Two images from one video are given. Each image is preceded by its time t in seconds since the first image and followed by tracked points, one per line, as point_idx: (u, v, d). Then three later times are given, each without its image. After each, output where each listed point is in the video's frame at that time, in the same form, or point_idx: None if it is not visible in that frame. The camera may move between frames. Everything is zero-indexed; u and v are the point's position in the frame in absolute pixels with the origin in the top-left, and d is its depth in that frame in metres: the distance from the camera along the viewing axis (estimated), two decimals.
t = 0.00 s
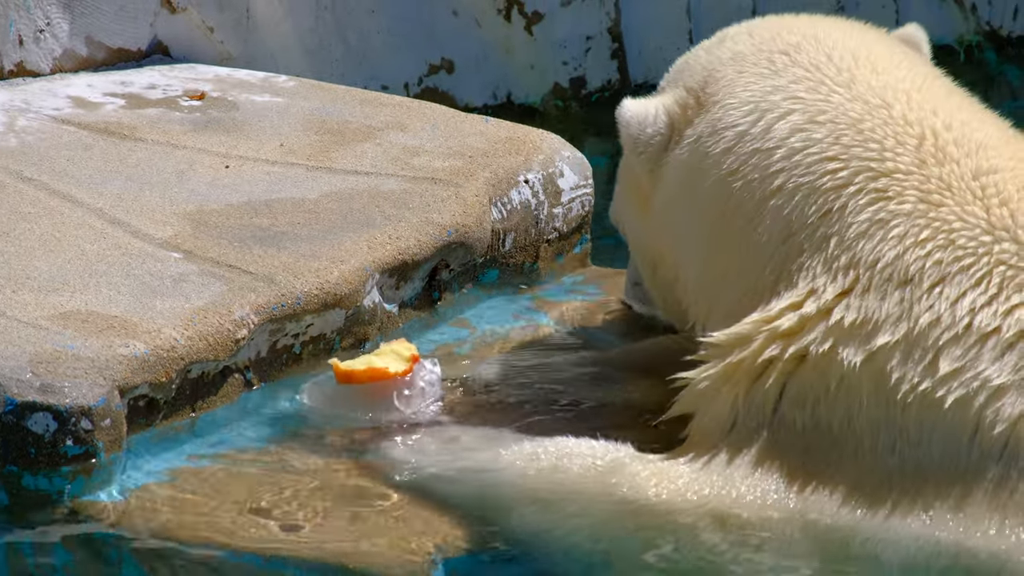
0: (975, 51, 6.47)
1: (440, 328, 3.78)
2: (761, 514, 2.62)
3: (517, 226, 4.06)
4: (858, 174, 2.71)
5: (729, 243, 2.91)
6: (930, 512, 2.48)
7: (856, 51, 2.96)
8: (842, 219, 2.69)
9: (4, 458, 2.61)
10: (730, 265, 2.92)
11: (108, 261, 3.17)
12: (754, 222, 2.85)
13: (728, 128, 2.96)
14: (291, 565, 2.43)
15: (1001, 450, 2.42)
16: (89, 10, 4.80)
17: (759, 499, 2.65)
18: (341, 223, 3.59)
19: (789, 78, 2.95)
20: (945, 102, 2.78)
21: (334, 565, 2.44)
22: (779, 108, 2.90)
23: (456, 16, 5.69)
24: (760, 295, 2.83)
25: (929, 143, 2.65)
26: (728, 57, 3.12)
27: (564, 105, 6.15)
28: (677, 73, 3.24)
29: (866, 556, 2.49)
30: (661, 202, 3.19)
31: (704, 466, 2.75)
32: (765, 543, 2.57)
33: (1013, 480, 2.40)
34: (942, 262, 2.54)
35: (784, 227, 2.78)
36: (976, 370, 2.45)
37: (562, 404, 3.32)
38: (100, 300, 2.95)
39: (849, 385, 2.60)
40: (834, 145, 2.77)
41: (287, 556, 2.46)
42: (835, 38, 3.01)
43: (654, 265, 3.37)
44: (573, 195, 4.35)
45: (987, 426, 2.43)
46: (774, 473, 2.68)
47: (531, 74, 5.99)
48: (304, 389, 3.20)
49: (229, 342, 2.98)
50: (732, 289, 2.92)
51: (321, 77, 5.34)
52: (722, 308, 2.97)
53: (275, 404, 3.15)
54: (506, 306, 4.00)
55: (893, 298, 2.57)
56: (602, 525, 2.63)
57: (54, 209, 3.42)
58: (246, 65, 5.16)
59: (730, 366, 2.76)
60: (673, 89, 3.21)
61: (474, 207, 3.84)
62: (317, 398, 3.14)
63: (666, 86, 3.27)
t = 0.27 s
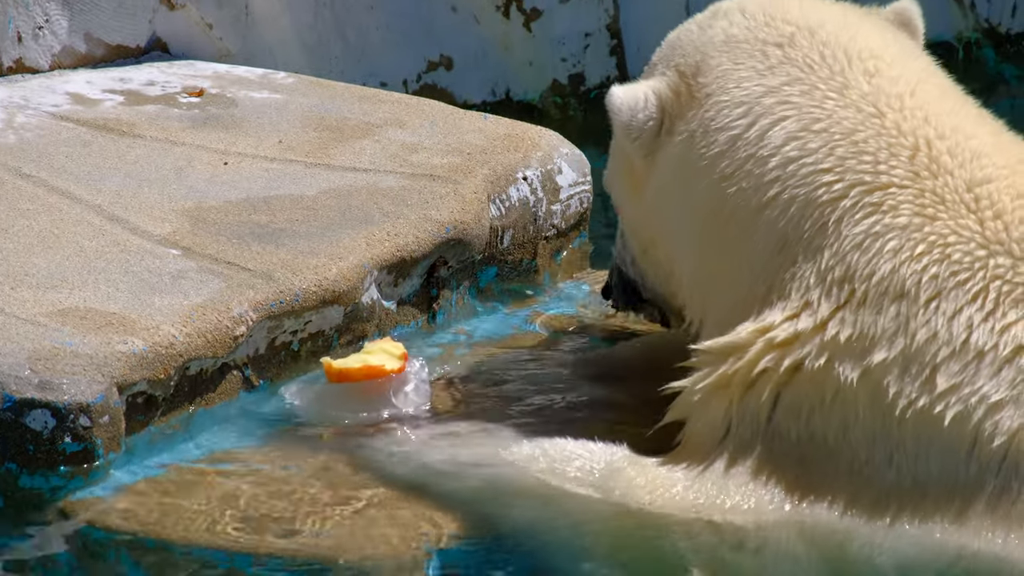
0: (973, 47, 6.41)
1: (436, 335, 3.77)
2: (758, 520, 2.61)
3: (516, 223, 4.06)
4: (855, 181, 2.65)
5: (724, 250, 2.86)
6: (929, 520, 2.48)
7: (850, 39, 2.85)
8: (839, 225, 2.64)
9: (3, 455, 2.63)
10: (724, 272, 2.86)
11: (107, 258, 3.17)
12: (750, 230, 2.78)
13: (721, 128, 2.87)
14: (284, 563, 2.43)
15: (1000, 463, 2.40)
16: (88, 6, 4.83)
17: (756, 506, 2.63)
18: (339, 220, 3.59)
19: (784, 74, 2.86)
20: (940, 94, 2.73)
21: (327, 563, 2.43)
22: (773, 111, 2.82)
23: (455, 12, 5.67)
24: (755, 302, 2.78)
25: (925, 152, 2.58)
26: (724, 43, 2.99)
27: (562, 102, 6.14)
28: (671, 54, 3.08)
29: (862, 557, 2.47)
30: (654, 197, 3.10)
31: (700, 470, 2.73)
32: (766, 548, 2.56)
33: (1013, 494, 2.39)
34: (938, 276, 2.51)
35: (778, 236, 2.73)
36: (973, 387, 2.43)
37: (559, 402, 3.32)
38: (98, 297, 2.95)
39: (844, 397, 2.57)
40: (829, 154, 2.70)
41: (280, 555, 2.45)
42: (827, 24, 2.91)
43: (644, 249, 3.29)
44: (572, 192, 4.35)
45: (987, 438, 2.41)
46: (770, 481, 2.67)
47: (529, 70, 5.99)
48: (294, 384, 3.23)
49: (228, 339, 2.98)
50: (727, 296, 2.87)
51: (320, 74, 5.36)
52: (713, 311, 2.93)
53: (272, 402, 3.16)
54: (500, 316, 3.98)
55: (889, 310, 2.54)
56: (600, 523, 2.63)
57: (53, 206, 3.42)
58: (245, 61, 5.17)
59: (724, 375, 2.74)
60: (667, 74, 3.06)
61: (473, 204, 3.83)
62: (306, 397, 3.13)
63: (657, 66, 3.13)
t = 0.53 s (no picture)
0: (973, 44, 6.40)
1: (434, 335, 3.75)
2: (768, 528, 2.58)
3: (515, 221, 4.07)
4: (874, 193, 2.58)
5: (742, 247, 2.74)
6: (947, 536, 2.46)
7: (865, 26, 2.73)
8: (857, 237, 2.58)
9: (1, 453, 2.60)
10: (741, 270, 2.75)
11: (106, 255, 3.17)
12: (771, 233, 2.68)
13: (740, 125, 2.73)
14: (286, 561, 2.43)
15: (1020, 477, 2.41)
16: (87, 3, 4.84)
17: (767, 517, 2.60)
18: (338, 217, 3.59)
19: (806, 66, 2.72)
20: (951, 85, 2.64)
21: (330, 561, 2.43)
22: (795, 109, 2.68)
23: (453, 9, 5.64)
24: (774, 305, 2.67)
25: (948, 164, 2.53)
26: (738, 18, 2.81)
27: (561, 99, 6.08)
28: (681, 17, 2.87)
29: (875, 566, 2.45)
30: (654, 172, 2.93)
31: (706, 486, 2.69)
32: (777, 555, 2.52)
33: None
34: (958, 292, 2.47)
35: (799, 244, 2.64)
36: (994, 406, 2.41)
37: (558, 401, 3.32)
38: (97, 295, 2.95)
39: (859, 415, 2.54)
40: (853, 165, 2.61)
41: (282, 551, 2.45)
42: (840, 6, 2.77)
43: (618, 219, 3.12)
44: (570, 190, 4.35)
45: (1007, 455, 2.41)
46: (781, 500, 2.63)
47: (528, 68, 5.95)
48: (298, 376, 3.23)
49: (226, 336, 2.98)
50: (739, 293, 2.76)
51: (318, 71, 5.37)
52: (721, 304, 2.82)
53: (270, 403, 3.16)
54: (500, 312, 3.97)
55: (907, 326, 2.50)
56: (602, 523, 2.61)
57: (52, 203, 3.42)
58: (244, 58, 5.18)
59: (733, 395, 2.69)
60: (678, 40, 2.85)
61: (472, 201, 3.83)
62: (310, 390, 3.12)
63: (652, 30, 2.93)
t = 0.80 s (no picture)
0: (971, 43, 6.42)
1: (429, 334, 3.75)
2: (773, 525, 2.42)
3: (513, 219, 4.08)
4: (898, 197, 2.46)
5: (763, 250, 2.58)
6: (961, 546, 2.35)
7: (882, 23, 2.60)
8: (880, 241, 2.45)
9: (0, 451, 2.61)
10: (754, 272, 2.58)
11: (104, 254, 3.17)
12: (796, 237, 2.54)
13: (766, 121, 2.59)
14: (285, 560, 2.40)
15: None
16: (85, 2, 4.84)
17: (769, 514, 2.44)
18: (336, 215, 3.59)
19: (834, 65, 2.57)
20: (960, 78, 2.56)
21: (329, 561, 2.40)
22: (831, 111, 2.55)
23: (451, 7, 5.65)
24: (795, 310, 2.50)
25: (974, 173, 2.42)
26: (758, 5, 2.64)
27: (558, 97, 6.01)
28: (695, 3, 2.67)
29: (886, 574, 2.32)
30: (665, 163, 2.75)
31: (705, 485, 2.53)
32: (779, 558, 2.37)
33: None
34: (979, 304, 2.37)
35: (822, 249, 2.51)
36: (1013, 418, 2.33)
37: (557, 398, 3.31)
38: (96, 293, 2.95)
39: (874, 425, 2.40)
40: (879, 167, 2.49)
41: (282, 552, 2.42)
42: None
43: (597, 212, 2.90)
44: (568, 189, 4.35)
45: None
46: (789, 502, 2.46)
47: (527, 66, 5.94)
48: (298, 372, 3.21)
49: (224, 334, 2.98)
50: (749, 297, 2.59)
51: (316, 69, 5.37)
52: (724, 307, 2.65)
53: (269, 401, 3.16)
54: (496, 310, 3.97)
55: (928, 336, 2.38)
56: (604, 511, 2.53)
57: (50, 201, 3.42)
58: (242, 57, 5.19)
59: (741, 401, 2.52)
60: (699, 25, 2.65)
61: (470, 199, 3.84)
62: (310, 383, 3.04)
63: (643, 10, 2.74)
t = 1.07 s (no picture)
0: (969, 42, 6.42)
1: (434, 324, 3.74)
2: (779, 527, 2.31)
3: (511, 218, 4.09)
4: (908, 208, 2.41)
5: (772, 272, 2.50)
6: (974, 549, 2.28)
7: (847, 42, 2.54)
8: (889, 255, 2.41)
9: None
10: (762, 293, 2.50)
11: (103, 252, 3.18)
12: (806, 254, 2.47)
13: (764, 142, 2.49)
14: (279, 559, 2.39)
15: None
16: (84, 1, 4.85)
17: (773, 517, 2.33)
18: (335, 214, 3.60)
19: (818, 87, 2.50)
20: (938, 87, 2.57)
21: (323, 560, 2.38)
22: (829, 127, 2.48)
23: (451, 7, 5.65)
24: (811, 330, 2.44)
25: (973, 179, 2.41)
26: (736, 30, 2.53)
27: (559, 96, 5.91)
28: (671, 29, 2.54)
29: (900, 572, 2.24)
30: (658, 194, 2.58)
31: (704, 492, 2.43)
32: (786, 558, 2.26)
33: None
34: (990, 315, 2.33)
35: (834, 261, 2.45)
36: None
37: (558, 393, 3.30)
38: (94, 292, 2.96)
39: (889, 439, 2.35)
40: (882, 178, 2.44)
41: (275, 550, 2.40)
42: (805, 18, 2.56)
43: (566, 249, 2.69)
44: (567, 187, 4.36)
45: None
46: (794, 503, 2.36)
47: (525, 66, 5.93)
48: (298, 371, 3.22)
49: (224, 333, 2.98)
50: (760, 320, 2.50)
51: (316, 67, 5.36)
52: (730, 330, 2.56)
53: (274, 396, 3.16)
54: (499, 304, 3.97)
55: (941, 348, 2.34)
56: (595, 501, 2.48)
57: (49, 200, 3.42)
58: (241, 56, 5.19)
59: (755, 423, 2.47)
60: (683, 49, 2.52)
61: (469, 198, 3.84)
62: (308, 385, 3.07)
63: (610, 36, 2.58)
